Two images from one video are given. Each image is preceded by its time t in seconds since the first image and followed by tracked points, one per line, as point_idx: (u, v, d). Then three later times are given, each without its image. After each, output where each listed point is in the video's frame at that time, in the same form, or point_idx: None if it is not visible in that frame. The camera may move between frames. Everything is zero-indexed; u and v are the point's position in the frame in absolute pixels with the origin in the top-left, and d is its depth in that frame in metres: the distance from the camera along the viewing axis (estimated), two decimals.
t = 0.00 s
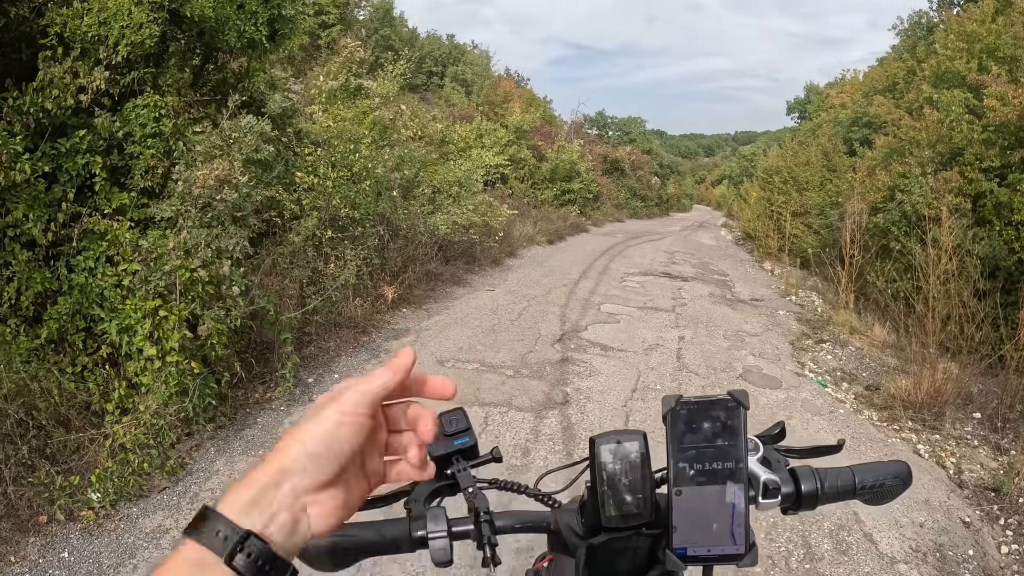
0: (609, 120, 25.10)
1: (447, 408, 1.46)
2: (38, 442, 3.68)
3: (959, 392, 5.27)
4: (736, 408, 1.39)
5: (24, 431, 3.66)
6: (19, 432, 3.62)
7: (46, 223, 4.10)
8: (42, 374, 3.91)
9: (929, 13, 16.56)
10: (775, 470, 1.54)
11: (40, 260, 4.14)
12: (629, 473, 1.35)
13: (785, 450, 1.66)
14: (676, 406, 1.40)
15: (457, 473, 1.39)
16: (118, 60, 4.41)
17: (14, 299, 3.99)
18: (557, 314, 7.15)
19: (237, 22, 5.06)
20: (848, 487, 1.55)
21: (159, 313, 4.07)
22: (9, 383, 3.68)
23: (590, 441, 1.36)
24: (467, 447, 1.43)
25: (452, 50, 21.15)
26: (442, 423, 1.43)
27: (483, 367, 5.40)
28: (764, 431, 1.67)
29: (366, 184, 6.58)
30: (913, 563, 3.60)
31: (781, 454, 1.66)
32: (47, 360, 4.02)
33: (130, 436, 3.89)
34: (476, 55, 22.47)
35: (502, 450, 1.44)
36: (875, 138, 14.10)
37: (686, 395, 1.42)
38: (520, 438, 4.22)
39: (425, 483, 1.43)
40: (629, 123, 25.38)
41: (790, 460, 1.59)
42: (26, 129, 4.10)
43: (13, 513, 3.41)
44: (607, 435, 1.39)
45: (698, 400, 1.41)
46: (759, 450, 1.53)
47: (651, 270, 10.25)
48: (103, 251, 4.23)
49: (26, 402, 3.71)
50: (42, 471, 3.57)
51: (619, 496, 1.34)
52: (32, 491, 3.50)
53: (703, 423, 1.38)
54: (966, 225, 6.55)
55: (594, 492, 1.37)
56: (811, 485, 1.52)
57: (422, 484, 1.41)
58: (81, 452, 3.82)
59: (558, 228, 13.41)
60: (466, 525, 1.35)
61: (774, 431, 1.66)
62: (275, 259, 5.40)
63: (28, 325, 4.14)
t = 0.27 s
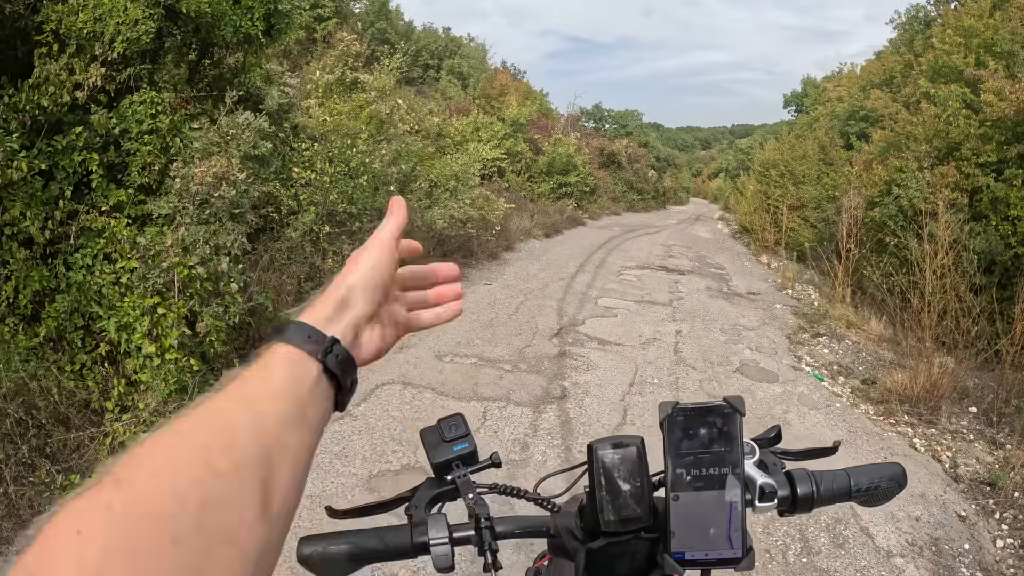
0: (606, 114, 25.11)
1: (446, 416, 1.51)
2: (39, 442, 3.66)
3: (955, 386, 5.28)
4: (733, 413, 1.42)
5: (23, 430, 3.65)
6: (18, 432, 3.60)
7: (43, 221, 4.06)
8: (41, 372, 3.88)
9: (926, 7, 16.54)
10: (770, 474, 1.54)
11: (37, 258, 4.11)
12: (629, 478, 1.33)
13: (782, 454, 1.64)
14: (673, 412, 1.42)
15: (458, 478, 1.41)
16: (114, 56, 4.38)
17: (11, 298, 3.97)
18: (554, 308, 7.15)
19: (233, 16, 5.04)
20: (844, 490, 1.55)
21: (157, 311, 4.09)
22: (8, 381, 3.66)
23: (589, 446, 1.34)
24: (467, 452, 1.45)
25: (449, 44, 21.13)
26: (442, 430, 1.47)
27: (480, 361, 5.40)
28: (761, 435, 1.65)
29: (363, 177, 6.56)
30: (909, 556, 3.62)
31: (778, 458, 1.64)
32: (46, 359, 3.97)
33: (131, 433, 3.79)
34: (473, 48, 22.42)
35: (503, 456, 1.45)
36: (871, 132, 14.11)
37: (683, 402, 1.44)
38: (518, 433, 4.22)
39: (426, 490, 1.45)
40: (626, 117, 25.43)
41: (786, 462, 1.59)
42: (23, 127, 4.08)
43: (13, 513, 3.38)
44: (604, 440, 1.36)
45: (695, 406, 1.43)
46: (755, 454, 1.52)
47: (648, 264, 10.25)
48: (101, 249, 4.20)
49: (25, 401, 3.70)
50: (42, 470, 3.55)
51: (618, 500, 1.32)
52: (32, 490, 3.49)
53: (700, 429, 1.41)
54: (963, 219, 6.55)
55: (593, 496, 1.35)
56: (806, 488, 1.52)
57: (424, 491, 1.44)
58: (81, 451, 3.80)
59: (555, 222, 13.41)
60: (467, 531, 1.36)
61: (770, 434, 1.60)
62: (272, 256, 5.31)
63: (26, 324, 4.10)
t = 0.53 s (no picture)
0: (606, 106, 25.06)
1: (429, 396, 1.52)
2: (35, 433, 3.69)
3: (954, 380, 5.28)
4: (722, 393, 1.42)
5: (20, 421, 3.67)
6: (14, 422, 3.62)
7: (39, 212, 4.06)
8: (36, 363, 3.85)
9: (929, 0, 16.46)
10: (763, 457, 1.55)
11: (34, 249, 4.10)
12: (613, 459, 1.35)
13: (774, 436, 1.65)
14: (660, 392, 1.42)
15: (439, 460, 1.43)
16: (111, 47, 4.37)
17: (8, 288, 3.97)
18: (553, 299, 7.15)
19: (231, 6, 4.98)
20: (838, 473, 1.53)
21: (153, 301, 4.11)
22: (3, 372, 3.67)
23: (574, 426, 1.37)
24: (449, 434, 1.47)
25: (449, 35, 21.06)
26: (425, 411, 1.48)
27: (478, 352, 5.40)
28: (753, 418, 1.66)
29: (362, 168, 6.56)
30: (907, 550, 3.62)
31: (770, 440, 1.66)
32: (41, 349, 3.97)
33: (125, 424, 3.90)
34: (473, 39, 22.34)
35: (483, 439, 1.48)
36: (872, 126, 14.08)
37: (670, 381, 1.44)
38: (516, 424, 4.23)
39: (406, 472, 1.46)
40: (627, 109, 25.37)
41: (779, 446, 1.60)
42: (19, 117, 4.08)
43: (9, 502, 3.46)
44: (588, 421, 1.39)
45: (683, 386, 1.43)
46: (746, 436, 1.53)
47: (648, 256, 10.25)
48: (97, 239, 4.20)
49: (21, 391, 3.70)
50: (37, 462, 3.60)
51: (603, 482, 1.33)
52: (28, 481, 3.55)
53: (687, 409, 1.40)
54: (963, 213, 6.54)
55: (576, 477, 1.36)
56: (799, 471, 1.52)
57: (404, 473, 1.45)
58: (77, 441, 3.84)
59: (554, 214, 13.40)
60: (446, 512, 1.42)
61: (763, 416, 1.65)
62: (269, 246, 5.27)
63: (23, 314, 4.10)
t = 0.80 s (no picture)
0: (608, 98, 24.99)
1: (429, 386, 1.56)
2: (33, 421, 3.66)
3: (954, 374, 5.28)
4: (724, 380, 1.42)
5: (18, 410, 3.63)
6: (13, 411, 3.58)
7: (38, 201, 4.05)
8: (35, 352, 3.85)
9: None
10: (765, 447, 1.55)
11: (33, 238, 4.10)
12: (614, 448, 1.35)
13: (777, 426, 1.66)
14: (660, 377, 1.42)
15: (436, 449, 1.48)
16: (111, 35, 4.34)
17: (7, 278, 3.98)
18: (553, 289, 7.15)
19: None
20: (841, 464, 1.53)
21: (152, 289, 4.09)
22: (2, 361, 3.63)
23: (573, 413, 1.36)
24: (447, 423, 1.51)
25: (450, 24, 21.00)
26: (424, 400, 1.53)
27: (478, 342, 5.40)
28: (755, 407, 1.67)
29: (362, 157, 6.56)
30: (906, 543, 3.63)
31: (773, 430, 1.66)
32: (40, 339, 3.96)
33: (124, 413, 3.85)
34: (474, 29, 22.27)
35: (480, 426, 1.55)
36: (874, 119, 14.04)
37: (670, 368, 1.44)
38: (515, 413, 4.23)
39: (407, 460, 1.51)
40: (628, 100, 25.31)
41: (782, 436, 1.59)
42: (18, 106, 4.08)
43: (7, 492, 3.41)
44: (588, 408, 1.39)
45: (683, 372, 1.44)
46: (748, 425, 1.55)
47: (648, 247, 10.24)
48: (96, 228, 4.20)
49: (20, 380, 3.67)
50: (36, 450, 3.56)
51: (603, 472, 1.33)
52: (26, 470, 3.50)
53: (689, 396, 1.41)
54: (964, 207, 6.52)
55: (576, 467, 1.36)
56: (802, 462, 1.51)
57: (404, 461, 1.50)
58: (76, 430, 3.82)
59: (555, 204, 13.38)
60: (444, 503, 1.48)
61: (765, 405, 1.66)
62: (269, 234, 5.32)
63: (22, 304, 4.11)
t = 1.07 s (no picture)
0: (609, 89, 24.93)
1: (421, 370, 1.51)
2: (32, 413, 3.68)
3: (955, 368, 5.27)
4: (729, 367, 1.40)
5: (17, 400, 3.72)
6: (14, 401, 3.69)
7: (36, 192, 4.06)
8: (34, 343, 3.88)
9: None
10: (770, 437, 1.55)
11: (31, 229, 4.11)
12: (616, 439, 1.32)
13: (782, 416, 1.66)
14: (664, 364, 1.39)
15: (432, 435, 1.42)
16: (109, 25, 4.32)
17: (6, 270, 4.01)
18: (554, 279, 7.14)
19: None
20: (848, 457, 1.53)
21: (151, 279, 4.08)
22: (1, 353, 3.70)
23: (574, 402, 1.34)
24: (442, 408, 1.46)
25: (452, 15, 20.93)
26: (416, 385, 1.48)
27: (478, 332, 5.40)
28: (760, 396, 1.67)
29: (362, 147, 6.55)
30: (905, 537, 3.63)
31: (777, 420, 1.66)
32: (38, 330, 3.98)
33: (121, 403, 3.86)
34: (476, 20, 22.20)
35: (479, 413, 1.46)
36: (876, 112, 13.99)
37: (674, 355, 1.41)
38: (514, 404, 4.23)
39: (398, 448, 1.44)
40: (630, 91, 25.28)
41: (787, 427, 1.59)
42: (16, 97, 4.08)
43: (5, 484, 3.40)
44: (588, 396, 1.36)
45: (687, 359, 1.41)
46: (753, 415, 1.54)
47: (649, 238, 10.22)
48: (94, 219, 4.18)
49: (19, 371, 3.77)
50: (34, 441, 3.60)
51: (603, 462, 1.31)
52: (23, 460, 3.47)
53: (692, 384, 1.39)
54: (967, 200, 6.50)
55: (576, 458, 1.34)
56: (808, 454, 1.52)
57: (396, 449, 1.43)
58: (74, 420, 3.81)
59: (556, 195, 13.37)
60: (438, 491, 1.39)
61: (770, 395, 1.65)
62: (268, 224, 5.37)
63: (21, 295, 4.14)
